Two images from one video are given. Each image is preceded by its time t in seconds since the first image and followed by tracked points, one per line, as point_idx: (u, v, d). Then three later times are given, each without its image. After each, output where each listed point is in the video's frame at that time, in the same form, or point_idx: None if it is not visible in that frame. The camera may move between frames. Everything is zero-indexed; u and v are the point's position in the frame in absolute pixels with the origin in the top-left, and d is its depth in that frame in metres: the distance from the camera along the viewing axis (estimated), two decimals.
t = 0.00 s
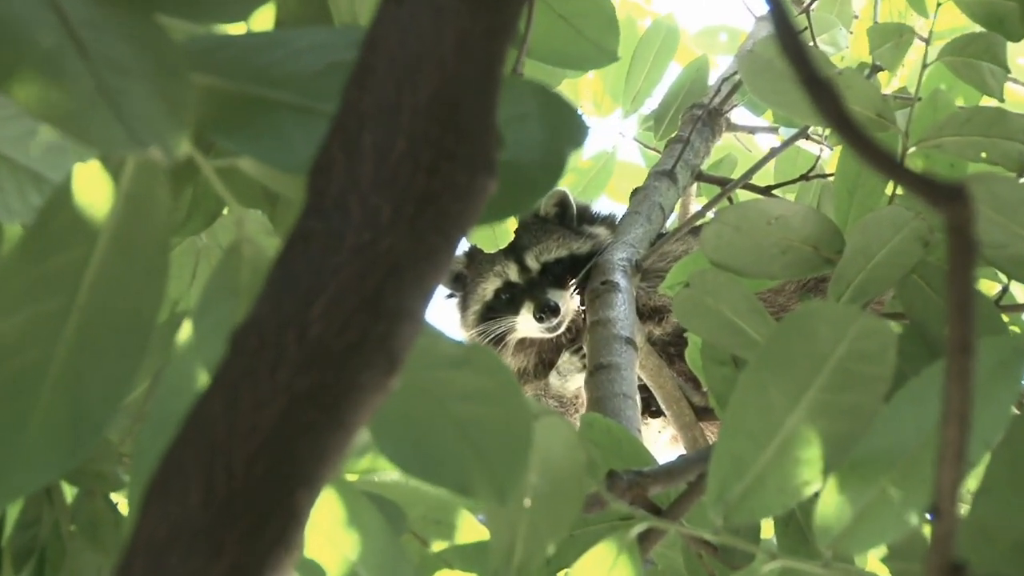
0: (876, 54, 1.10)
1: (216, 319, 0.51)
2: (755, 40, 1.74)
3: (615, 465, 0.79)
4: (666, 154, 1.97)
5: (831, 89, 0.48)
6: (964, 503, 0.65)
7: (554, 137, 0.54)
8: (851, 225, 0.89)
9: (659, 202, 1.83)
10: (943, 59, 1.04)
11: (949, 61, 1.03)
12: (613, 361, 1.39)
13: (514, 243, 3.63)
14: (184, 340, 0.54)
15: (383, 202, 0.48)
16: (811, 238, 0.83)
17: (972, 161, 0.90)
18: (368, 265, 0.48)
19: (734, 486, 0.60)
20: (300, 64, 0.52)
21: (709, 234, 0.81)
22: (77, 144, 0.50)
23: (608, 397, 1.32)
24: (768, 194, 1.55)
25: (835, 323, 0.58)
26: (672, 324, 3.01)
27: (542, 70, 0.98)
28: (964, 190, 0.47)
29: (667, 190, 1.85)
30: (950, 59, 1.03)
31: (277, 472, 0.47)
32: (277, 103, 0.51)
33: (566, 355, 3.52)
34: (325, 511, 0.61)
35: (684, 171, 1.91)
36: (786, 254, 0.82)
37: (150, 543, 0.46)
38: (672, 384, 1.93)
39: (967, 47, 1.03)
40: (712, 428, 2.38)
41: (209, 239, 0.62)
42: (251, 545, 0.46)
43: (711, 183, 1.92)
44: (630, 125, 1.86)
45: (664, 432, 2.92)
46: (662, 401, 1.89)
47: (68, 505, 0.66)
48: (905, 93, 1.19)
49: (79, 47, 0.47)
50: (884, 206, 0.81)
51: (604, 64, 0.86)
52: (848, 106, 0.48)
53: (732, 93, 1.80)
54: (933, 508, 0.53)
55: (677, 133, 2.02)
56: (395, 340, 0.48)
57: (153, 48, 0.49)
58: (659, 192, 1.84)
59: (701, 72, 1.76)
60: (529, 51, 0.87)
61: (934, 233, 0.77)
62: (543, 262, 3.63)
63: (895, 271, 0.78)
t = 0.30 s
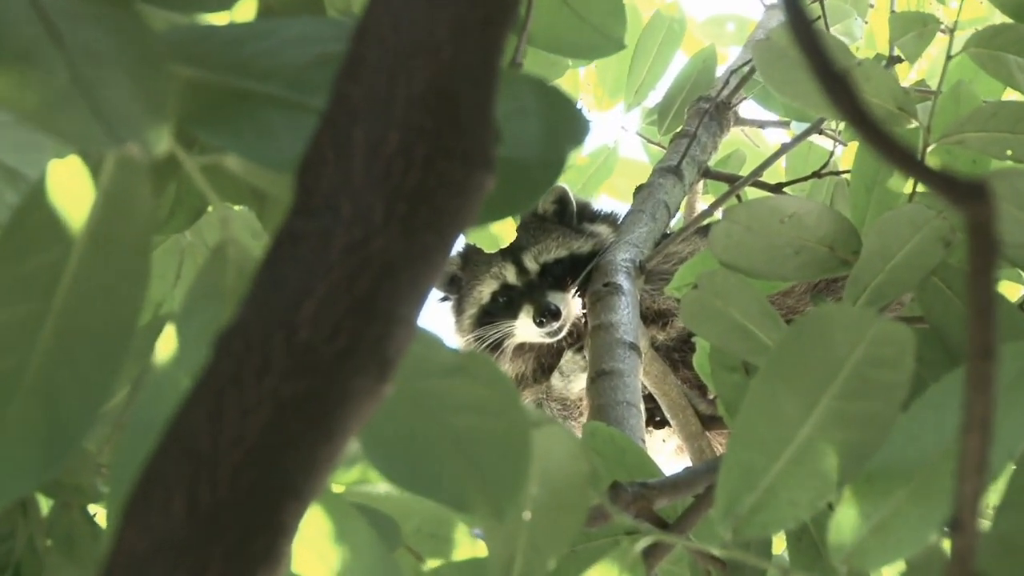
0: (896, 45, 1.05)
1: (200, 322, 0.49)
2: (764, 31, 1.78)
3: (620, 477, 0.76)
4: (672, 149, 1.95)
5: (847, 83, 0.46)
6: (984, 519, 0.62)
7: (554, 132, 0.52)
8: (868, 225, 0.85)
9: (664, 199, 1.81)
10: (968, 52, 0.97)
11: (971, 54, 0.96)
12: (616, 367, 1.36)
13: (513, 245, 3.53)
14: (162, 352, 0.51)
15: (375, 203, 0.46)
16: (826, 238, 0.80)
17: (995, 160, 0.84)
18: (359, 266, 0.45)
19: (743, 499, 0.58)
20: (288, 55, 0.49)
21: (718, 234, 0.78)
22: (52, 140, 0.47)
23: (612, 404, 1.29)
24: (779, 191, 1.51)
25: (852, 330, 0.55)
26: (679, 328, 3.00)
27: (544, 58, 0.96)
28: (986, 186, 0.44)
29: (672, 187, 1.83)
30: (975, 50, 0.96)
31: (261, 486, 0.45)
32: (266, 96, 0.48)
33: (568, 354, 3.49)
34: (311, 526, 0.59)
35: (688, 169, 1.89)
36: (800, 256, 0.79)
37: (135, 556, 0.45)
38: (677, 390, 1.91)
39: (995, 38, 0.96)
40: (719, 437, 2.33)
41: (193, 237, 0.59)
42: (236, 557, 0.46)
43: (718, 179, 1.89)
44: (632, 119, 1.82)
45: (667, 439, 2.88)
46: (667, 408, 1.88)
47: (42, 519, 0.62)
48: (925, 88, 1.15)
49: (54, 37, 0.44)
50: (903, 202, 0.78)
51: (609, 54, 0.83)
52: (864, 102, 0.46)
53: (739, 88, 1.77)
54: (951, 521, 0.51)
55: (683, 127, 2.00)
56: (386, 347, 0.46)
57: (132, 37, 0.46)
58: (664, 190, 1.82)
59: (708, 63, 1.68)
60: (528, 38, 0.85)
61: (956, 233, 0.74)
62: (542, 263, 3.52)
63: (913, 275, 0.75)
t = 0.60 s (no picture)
0: (912, 35, 1.02)
1: (180, 327, 0.47)
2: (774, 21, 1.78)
3: (623, 491, 0.74)
4: (677, 144, 1.93)
5: (863, 75, 0.43)
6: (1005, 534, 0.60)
7: (557, 126, 0.50)
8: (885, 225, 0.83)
9: (669, 198, 1.78)
10: (988, 40, 0.95)
11: (991, 43, 0.94)
12: (616, 375, 1.34)
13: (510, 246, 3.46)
14: (138, 362, 0.49)
15: (367, 200, 0.43)
16: (841, 240, 0.77)
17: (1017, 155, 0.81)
18: (351, 268, 0.43)
19: (752, 517, 0.56)
20: (277, 44, 0.47)
21: (728, 233, 0.76)
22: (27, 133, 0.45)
23: (612, 414, 1.26)
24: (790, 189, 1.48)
25: (868, 333, 0.53)
26: (683, 334, 2.95)
27: (544, 48, 0.93)
28: (1010, 183, 0.40)
29: (677, 184, 1.80)
30: (995, 39, 0.94)
31: (247, 497, 0.42)
32: (254, 88, 0.46)
33: (563, 360, 3.43)
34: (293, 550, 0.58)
35: (694, 166, 1.87)
36: (812, 258, 0.77)
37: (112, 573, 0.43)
38: (679, 399, 1.88)
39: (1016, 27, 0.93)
40: (728, 449, 2.33)
41: (173, 239, 0.57)
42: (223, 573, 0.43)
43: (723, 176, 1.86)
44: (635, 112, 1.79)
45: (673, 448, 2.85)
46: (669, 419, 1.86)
47: (15, 533, 0.60)
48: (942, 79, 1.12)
49: (29, 24, 0.42)
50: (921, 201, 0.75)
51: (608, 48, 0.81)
52: (882, 97, 0.44)
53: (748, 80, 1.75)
54: (972, 536, 0.48)
55: (689, 121, 1.98)
56: (378, 351, 0.44)
57: (113, 25, 0.44)
58: (669, 188, 1.80)
59: (715, 53, 1.65)
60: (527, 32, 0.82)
61: (977, 234, 0.72)
62: (539, 264, 3.44)
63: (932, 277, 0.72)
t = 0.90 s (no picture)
0: (937, 23, 0.99)
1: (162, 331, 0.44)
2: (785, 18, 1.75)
3: (632, 504, 0.72)
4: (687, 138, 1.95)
5: (881, 64, 0.41)
6: None
7: (559, 116, 0.49)
8: (908, 225, 0.81)
9: (677, 193, 1.79)
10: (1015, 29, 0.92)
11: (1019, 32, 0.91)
12: (621, 381, 1.30)
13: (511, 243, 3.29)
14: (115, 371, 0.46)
15: (358, 198, 0.41)
16: (862, 239, 0.75)
17: None
18: (342, 268, 0.40)
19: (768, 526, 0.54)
20: (264, 36, 0.45)
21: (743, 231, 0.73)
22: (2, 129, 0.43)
23: (615, 421, 1.24)
24: (807, 186, 1.48)
25: (889, 336, 0.51)
26: (693, 336, 2.91)
27: (544, 39, 0.90)
28: None
29: (686, 179, 1.81)
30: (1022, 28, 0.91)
31: (235, 509, 0.40)
32: (239, 82, 0.44)
33: (562, 363, 3.21)
34: None
35: (705, 159, 1.87)
36: (832, 257, 0.74)
37: None
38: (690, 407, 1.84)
39: None
40: (740, 458, 2.29)
41: (151, 237, 0.55)
42: None
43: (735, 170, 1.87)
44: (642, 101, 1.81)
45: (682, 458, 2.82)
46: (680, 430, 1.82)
47: None
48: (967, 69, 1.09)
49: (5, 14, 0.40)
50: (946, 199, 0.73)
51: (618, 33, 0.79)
52: (899, 87, 0.42)
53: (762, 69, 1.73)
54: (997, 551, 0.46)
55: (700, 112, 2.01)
56: (373, 357, 0.41)
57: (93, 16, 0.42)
58: (678, 183, 1.80)
59: (726, 40, 1.64)
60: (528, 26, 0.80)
61: (1004, 234, 0.70)
62: (539, 263, 3.29)
63: (959, 279, 0.71)
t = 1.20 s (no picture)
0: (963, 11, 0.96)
1: (145, 337, 0.42)
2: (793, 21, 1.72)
3: (641, 517, 0.69)
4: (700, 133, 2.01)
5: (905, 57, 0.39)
6: None
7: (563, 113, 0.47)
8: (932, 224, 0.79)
9: (688, 187, 1.84)
10: None
11: None
12: (628, 389, 1.28)
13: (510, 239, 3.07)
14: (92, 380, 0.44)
15: (352, 195, 0.38)
16: (882, 238, 0.74)
17: None
18: (335, 270, 0.38)
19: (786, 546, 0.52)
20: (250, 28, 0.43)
21: (757, 229, 0.72)
22: None
23: (621, 430, 1.21)
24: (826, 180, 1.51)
25: (908, 338, 0.49)
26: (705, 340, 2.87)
27: (545, 30, 0.87)
28: None
29: (697, 173, 1.86)
30: None
31: (224, 524, 0.37)
32: (223, 76, 0.42)
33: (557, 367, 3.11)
34: None
35: (717, 154, 1.93)
36: (850, 257, 0.73)
37: None
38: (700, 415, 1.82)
39: None
40: (752, 470, 2.33)
41: (127, 239, 0.53)
42: None
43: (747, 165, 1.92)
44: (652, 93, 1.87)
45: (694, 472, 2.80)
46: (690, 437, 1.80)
47: None
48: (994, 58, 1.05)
49: None
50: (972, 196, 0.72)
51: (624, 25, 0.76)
52: (920, 79, 0.40)
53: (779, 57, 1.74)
54: None
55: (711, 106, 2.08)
56: (368, 364, 0.39)
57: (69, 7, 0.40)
58: (688, 179, 1.85)
59: (739, 26, 1.61)
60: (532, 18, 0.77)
61: None
62: (540, 262, 3.12)
63: (987, 279, 0.69)
